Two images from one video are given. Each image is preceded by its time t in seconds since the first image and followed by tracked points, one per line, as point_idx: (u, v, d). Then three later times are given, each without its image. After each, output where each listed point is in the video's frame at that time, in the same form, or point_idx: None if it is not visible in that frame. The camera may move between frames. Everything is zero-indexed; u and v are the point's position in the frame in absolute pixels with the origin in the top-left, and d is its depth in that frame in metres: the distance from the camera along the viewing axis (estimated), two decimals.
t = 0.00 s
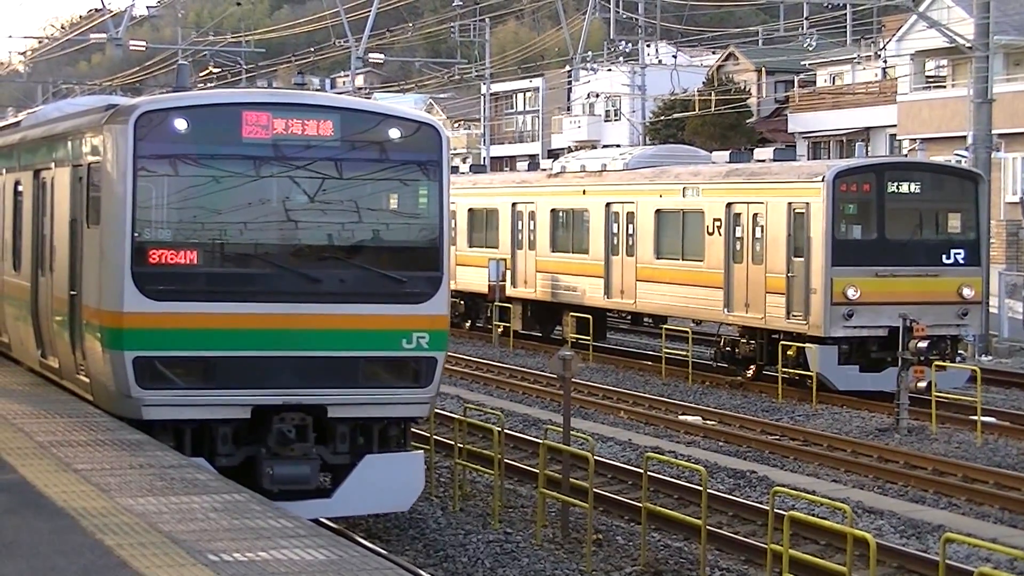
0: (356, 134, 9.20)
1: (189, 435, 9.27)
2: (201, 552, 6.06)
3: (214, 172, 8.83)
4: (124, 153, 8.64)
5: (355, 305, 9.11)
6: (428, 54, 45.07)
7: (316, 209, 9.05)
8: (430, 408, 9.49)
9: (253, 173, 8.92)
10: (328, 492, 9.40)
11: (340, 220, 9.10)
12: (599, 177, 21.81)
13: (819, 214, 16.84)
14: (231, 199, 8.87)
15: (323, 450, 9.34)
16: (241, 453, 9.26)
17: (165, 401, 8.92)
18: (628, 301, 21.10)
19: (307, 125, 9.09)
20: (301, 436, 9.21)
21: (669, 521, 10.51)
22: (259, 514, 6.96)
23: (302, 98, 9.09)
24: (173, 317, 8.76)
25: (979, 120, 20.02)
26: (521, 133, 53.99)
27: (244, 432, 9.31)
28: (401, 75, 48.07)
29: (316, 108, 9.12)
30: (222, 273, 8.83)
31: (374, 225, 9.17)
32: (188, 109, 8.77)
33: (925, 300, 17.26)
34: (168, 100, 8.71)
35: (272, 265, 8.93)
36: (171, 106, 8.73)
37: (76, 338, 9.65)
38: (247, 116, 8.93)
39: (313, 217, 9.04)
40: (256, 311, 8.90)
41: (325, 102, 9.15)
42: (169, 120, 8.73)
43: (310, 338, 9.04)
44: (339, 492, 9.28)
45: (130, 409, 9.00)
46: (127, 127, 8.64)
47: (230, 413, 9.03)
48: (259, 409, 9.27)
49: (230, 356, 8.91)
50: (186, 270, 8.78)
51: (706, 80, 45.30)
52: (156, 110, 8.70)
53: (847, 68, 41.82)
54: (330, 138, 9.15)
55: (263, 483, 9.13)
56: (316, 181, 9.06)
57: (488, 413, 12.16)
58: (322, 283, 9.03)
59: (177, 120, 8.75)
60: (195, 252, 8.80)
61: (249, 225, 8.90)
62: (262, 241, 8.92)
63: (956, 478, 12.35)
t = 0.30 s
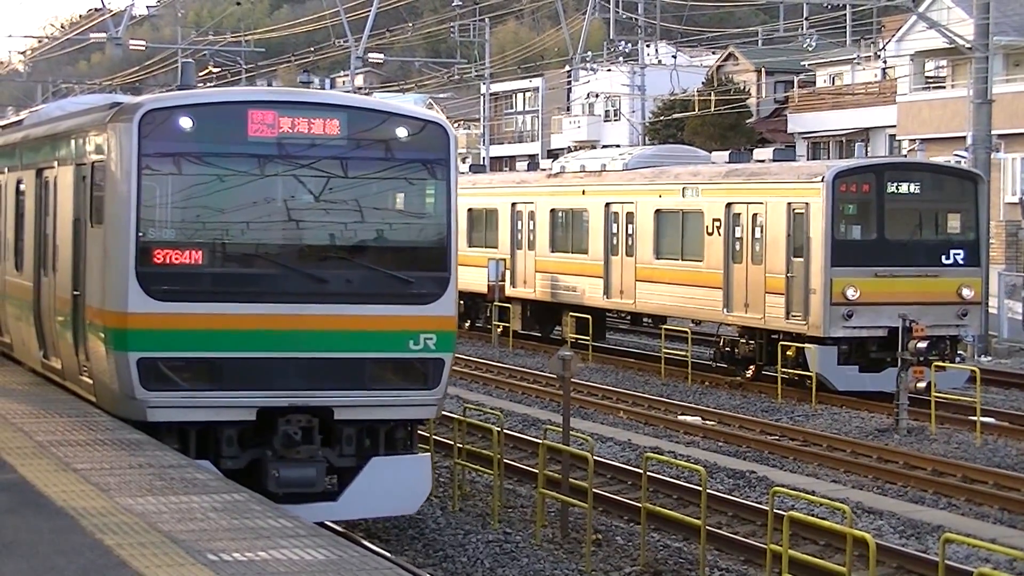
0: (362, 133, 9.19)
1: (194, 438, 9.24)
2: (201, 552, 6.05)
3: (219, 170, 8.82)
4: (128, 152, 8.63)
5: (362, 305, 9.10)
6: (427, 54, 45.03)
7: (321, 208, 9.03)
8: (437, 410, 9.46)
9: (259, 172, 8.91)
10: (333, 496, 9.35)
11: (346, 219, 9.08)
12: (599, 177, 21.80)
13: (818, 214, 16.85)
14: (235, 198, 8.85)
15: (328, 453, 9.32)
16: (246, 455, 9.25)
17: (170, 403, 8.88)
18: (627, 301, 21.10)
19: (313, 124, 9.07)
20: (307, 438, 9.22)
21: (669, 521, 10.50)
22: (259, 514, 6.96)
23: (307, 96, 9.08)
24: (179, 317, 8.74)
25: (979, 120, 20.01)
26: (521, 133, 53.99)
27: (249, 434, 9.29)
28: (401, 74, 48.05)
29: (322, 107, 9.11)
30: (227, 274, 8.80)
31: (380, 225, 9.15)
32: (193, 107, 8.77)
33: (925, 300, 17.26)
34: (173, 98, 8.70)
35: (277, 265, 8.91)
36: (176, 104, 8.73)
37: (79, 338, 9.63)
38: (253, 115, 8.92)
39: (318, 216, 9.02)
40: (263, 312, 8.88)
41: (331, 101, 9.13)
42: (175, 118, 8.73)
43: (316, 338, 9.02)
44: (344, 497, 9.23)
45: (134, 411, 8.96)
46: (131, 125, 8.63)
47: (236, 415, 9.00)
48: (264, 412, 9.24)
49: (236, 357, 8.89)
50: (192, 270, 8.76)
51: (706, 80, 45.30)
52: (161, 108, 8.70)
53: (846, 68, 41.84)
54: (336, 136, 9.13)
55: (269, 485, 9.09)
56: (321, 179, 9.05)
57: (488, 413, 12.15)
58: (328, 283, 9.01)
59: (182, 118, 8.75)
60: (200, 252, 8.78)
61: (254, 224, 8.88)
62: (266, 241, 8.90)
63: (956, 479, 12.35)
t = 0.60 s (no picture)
0: (375, 131, 9.09)
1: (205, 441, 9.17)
2: (204, 552, 6.05)
3: (230, 170, 8.72)
4: (138, 151, 8.53)
5: (375, 306, 9.01)
6: (430, 54, 45.05)
7: (333, 207, 8.94)
8: (451, 413, 9.37)
9: (270, 171, 8.81)
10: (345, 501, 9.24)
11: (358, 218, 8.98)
12: (603, 177, 21.80)
13: (822, 214, 16.84)
14: (246, 197, 8.76)
15: (341, 456, 9.26)
16: (257, 459, 9.17)
17: (180, 406, 8.80)
18: (630, 301, 21.10)
19: (325, 123, 8.99)
20: (319, 442, 9.15)
21: (673, 521, 10.50)
22: (262, 514, 6.96)
23: (319, 95, 8.98)
24: (189, 319, 8.65)
25: (983, 120, 19.98)
26: (524, 132, 54.03)
27: (261, 437, 9.23)
28: (404, 75, 48.09)
29: (333, 106, 9.02)
30: (239, 275, 8.71)
31: (392, 225, 9.06)
32: (203, 105, 8.67)
33: (928, 300, 17.25)
34: (183, 97, 8.61)
35: (288, 266, 8.81)
36: (186, 103, 8.63)
37: (87, 340, 9.61)
38: (265, 113, 8.82)
39: (329, 215, 8.92)
40: (274, 313, 8.79)
41: (343, 99, 9.04)
42: (185, 116, 8.63)
43: (329, 340, 8.93)
44: (356, 502, 9.09)
45: (145, 415, 8.88)
46: (141, 124, 8.53)
47: (248, 418, 8.92)
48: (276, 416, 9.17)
49: (248, 360, 8.80)
50: (203, 272, 8.67)
51: (709, 79, 45.29)
52: (171, 107, 8.60)
53: (850, 67, 41.84)
54: (349, 135, 9.04)
55: (281, 489, 9.02)
56: (333, 178, 8.95)
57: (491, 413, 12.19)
58: (341, 284, 8.92)
59: (193, 117, 8.65)
60: (210, 253, 8.68)
61: (266, 224, 8.78)
62: (278, 240, 8.80)
63: (960, 478, 12.33)
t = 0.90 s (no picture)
0: (388, 131, 8.88)
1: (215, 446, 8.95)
2: (205, 554, 6.06)
3: (239, 171, 8.51)
4: (146, 152, 8.34)
5: (388, 310, 8.79)
6: (432, 55, 45.11)
7: (343, 209, 8.72)
8: (465, 418, 9.15)
9: (281, 172, 8.60)
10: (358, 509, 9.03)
11: (369, 219, 8.77)
12: (603, 178, 21.80)
13: (823, 214, 16.84)
14: (255, 199, 8.54)
15: (353, 462, 9.04)
16: (268, 465, 8.93)
17: (190, 412, 8.57)
18: (632, 302, 21.10)
19: (337, 123, 8.78)
20: (331, 448, 8.91)
21: (674, 522, 10.51)
22: (263, 516, 6.96)
23: (331, 94, 8.77)
24: (199, 323, 8.42)
25: (983, 121, 20.00)
26: (525, 133, 54.15)
27: (271, 443, 9.00)
28: (405, 75, 48.20)
29: (345, 105, 8.81)
30: (249, 278, 8.49)
31: (404, 226, 8.84)
32: (213, 105, 8.46)
33: (930, 301, 17.27)
34: (193, 96, 8.41)
35: (300, 268, 8.58)
36: (196, 102, 8.42)
37: (94, 344, 9.51)
38: (276, 113, 8.61)
39: (340, 217, 8.71)
40: (285, 316, 8.56)
41: (355, 99, 8.83)
42: (194, 116, 8.43)
43: (341, 345, 8.72)
44: (370, 509, 8.90)
45: (153, 420, 8.66)
46: (150, 124, 8.34)
47: (259, 424, 8.68)
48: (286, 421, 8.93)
49: (258, 364, 8.58)
50: (212, 274, 8.44)
51: (710, 81, 45.37)
52: (180, 106, 8.40)
53: (851, 68, 41.91)
54: (361, 135, 8.83)
55: (293, 497, 8.78)
56: (343, 179, 8.74)
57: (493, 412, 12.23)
58: (353, 287, 8.70)
59: (202, 117, 8.44)
60: (220, 255, 8.46)
61: (276, 226, 8.56)
62: (288, 242, 8.58)
63: (961, 479, 12.33)
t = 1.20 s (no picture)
0: (401, 131, 8.65)
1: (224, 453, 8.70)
2: (203, 555, 6.06)
3: (248, 171, 8.27)
4: (154, 151, 8.08)
5: (401, 313, 8.56)
6: (430, 57, 45.18)
7: (353, 210, 8.49)
8: (479, 424, 8.92)
9: (289, 172, 8.36)
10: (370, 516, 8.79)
11: (380, 221, 8.54)
12: (602, 180, 21.81)
13: (820, 216, 16.85)
14: (265, 200, 8.31)
15: (364, 469, 8.80)
16: (278, 472, 8.69)
17: (198, 418, 8.32)
18: (630, 304, 21.10)
19: (348, 122, 8.54)
20: (343, 455, 8.68)
21: (673, 523, 10.51)
22: (261, 517, 6.95)
23: (343, 92, 8.53)
24: (208, 326, 8.18)
25: (980, 122, 20.02)
26: (523, 134, 54.24)
27: (281, 450, 8.76)
28: (403, 76, 48.29)
29: (356, 104, 8.57)
30: (259, 280, 8.27)
31: (417, 228, 8.62)
32: (222, 104, 8.21)
33: (928, 303, 17.25)
34: (202, 94, 8.15)
35: (312, 270, 8.36)
36: (205, 101, 8.17)
37: (100, 349, 9.25)
38: (286, 112, 8.36)
39: (351, 218, 8.48)
40: (296, 320, 8.34)
41: (366, 97, 8.59)
42: (203, 115, 8.18)
43: (353, 349, 8.49)
44: (382, 517, 8.67)
45: (160, 426, 8.41)
46: (158, 123, 8.08)
47: (268, 430, 8.44)
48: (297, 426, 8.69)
49: (268, 368, 8.34)
50: (221, 277, 8.20)
51: (708, 82, 45.43)
52: (188, 105, 8.15)
53: (848, 70, 41.97)
54: (373, 135, 8.60)
55: (303, 505, 8.55)
56: (355, 180, 8.50)
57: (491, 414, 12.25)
58: (365, 290, 8.48)
59: (211, 116, 8.20)
60: (230, 258, 8.22)
61: (285, 227, 8.34)
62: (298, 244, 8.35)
63: (958, 480, 12.34)
